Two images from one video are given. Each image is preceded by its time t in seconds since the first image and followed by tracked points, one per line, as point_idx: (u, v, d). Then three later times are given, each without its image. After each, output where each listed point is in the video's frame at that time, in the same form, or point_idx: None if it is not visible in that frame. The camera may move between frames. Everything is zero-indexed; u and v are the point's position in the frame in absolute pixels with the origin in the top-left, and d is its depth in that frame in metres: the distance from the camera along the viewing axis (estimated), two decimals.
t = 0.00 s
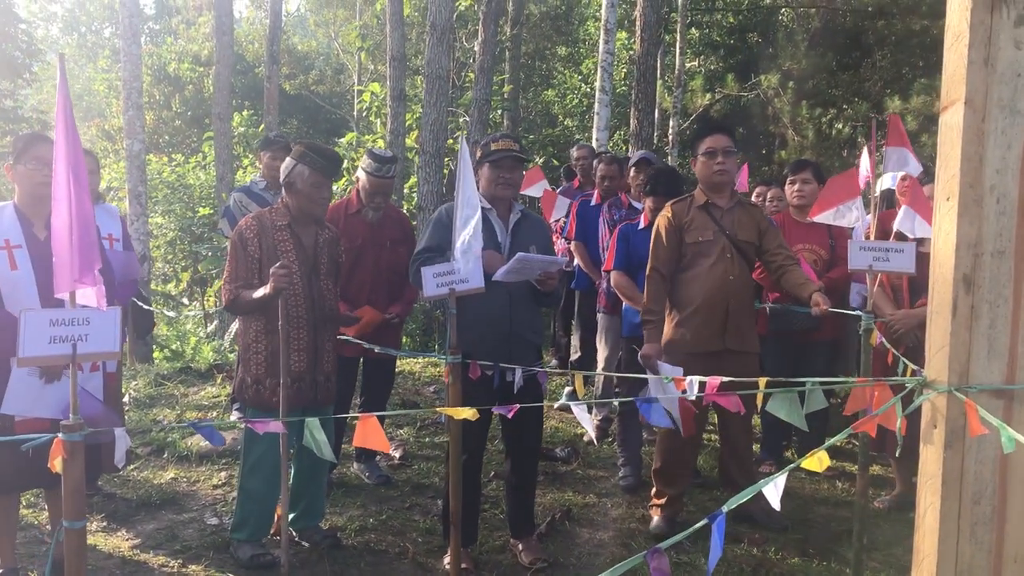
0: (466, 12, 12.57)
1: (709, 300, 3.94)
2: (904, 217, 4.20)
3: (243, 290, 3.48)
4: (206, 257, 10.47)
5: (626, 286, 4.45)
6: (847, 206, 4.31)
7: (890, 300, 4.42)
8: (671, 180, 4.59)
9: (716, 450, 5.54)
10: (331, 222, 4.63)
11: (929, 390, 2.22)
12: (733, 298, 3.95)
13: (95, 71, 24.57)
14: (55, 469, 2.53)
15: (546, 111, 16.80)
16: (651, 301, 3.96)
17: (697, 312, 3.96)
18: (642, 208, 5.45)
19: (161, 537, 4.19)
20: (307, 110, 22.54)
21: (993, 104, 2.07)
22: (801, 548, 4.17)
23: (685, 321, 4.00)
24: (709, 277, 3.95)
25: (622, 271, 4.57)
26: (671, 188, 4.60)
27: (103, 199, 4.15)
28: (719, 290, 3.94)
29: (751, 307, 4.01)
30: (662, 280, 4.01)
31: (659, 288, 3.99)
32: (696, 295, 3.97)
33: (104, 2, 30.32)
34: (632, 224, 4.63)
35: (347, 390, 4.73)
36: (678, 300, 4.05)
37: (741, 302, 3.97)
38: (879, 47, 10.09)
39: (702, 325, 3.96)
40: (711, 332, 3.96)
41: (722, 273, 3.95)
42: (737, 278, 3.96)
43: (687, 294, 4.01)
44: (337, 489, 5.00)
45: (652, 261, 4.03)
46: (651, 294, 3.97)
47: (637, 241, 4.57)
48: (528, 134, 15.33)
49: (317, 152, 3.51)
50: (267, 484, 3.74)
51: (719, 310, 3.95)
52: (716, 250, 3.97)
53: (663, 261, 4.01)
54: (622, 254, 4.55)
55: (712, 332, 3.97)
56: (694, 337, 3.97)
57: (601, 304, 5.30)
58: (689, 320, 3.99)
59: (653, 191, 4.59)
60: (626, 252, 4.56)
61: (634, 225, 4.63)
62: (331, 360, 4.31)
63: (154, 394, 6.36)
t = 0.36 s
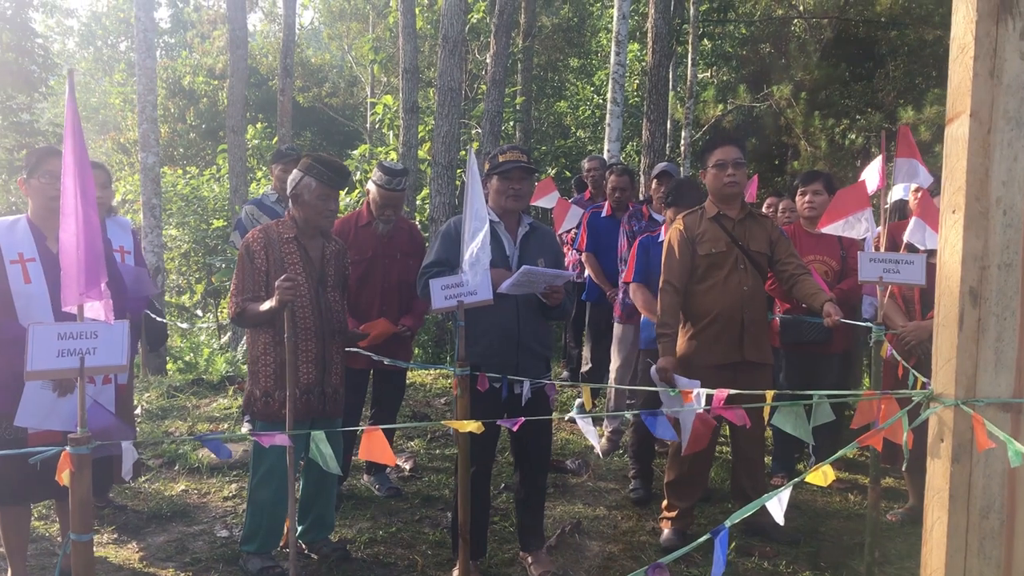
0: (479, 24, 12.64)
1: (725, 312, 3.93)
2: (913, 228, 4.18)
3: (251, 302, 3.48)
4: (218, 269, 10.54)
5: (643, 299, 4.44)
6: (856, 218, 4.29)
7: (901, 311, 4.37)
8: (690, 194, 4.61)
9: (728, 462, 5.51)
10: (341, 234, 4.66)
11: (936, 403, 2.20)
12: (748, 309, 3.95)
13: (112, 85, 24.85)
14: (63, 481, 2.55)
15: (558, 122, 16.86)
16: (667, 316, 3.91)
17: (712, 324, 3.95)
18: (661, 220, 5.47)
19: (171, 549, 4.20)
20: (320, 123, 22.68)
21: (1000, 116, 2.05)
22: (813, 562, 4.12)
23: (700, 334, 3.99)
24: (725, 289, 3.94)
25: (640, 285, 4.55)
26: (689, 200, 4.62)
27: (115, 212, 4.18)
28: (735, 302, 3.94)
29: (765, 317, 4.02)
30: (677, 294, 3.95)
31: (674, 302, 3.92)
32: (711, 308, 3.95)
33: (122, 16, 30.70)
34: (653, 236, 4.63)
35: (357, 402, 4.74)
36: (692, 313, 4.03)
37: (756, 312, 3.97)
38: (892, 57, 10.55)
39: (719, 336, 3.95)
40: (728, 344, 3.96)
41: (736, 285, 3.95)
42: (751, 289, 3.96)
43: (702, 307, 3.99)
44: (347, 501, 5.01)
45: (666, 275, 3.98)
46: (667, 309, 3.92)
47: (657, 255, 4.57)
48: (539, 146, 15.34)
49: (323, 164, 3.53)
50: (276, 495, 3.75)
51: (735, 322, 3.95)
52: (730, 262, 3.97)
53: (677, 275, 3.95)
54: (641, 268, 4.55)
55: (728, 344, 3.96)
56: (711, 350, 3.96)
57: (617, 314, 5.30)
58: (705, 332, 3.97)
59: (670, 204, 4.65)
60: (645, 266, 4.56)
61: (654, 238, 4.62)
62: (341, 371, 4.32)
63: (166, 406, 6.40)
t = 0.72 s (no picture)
0: (502, 32, 12.69)
1: (744, 320, 3.90)
2: (933, 236, 4.14)
3: (264, 310, 3.54)
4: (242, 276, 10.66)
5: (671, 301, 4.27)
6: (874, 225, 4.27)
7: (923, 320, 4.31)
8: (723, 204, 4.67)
9: (747, 471, 5.45)
10: (358, 241, 4.70)
11: (945, 412, 2.20)
12: (768, 317, 3.91)
13: (142, 95, 25.29)
14: (75, 486, 2.59)
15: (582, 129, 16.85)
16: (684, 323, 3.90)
17: (730, 332, 3.92)
18: (687, 228, 5.29)
19: (189, 554, 4.25)
20: (345, 130, 22.85)
21: (1009, 121, 2.08)
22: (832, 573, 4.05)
23: (719, 341, 3.96)
24: (744, 297, 3.91)
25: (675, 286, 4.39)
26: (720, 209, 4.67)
27: (136, 220, 4.25)
28: (754, 310, 3.90)
29: (786, 326, 3.97)
30: (695, 301, 3.94)
31: (692, 309, 3.93)
32: (730, 316, 3.92)
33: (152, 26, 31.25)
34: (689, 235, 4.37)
35: (374, 409, 4.76)
36: (711, 319, 4.00)
37: (776, 321, 3.93)
38: (919, 63, 10.65)
39: (737, 344, 3.92)
40: (747, 352, 3.92)
41: (756, 293, 3.90)
42: (772, 297, 3.92)
43: (721, 315, 3.96)
44: (364, 508, 5.03)
45: (685, 282, 3.96)
46: (685, 315, 3.91)
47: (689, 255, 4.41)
48: (562, 153, 15.35)
49: (335, 171, 3.58)
50: (291, 501, 3.77)
51: (754, 330, 3.91)
52: (750, 269, 3.92)
53: (696, 283, 3.94)
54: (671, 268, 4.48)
55: (747, 353, 3.93)
56: (728, 357, 3.94)
57: (636, 321, 5.29)
58: (724, 340, 3.95)
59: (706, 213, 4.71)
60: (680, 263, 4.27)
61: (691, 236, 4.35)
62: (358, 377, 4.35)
63: (188, 412, 6.49)
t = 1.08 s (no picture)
0: (518, 34, 12.69)
1: (753, 323, 3.86)
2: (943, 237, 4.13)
3: (270, 310, 3.57)
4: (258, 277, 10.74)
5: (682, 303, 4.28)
6: (885, 226, 4.28)
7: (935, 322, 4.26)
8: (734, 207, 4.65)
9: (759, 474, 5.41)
10: (368, 242, 4.72)
11: (946, 415, 2.33)
12: (777, 321, 3.87)
13: (163, 97, 25.55)
14: (79, 484, 2.63)
15: (599, 131, 16.80)
16: (694, 325, 3.87)
17: (739, 335, 3.89)
18: (690, 228, 5.21)
19: (199, 553, 4.28)
20: (363, 132, 22.93)
21: (1011, 121, 2.19)
22: None
23: (728, 344, 3.93)
24: (754, 300, 3.87)
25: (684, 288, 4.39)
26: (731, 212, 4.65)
27: (149, 221, 4.29)
28: (764, 313, 3.86)
29: (796, 329, 3.93)
30: (705, 303, 3.91)
31: (702, 311, 3.89)
32: (740, 318, 3.89)
33: (173, 29, 31.59)
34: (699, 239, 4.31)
35: (384, 411, 4.77)
36: (720, 322, 3.97)
37: (786, 324, 3.89)
38: (939, 65, 10.52)
39: (746, 347, 3.89)
40: (756, 356, 3.88)
41: (766, 296, 3.87)
42: (782, 300, 3.88)
43: (731, 317, 3.92)
44: (374, 508, 5.05)
45: (695, 284, 3.93)
46: (695, 317, 3.88)
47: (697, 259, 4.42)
48: (578, 155, 15.33)
49: (343, 171, 3.60)
50: (298, 499, 3.79)
51: (764, 333, 3.87)
52: (761, 271, 3.89)
53: (706, 284, 3.91)
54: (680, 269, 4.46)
55: (756, 356, 3.89)
56: (737, 361, 3.90)
57: (645, 324, 5.26)
58: (733, 342, 3.91)
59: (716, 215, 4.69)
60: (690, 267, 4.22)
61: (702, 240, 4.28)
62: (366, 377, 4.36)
63: (202, 412, 6.54)
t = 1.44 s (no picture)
0: (522, 33, 12.70)
1: (754, 323, 3.86)
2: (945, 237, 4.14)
3: (270, 309, 3.58)
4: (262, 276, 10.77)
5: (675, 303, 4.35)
6: (886, 226, 4.28)
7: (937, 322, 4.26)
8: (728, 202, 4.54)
9: (760, 474, 5.41)
10: (370, 241, 4.73)
11: (943, 415, 2.33)
12: (778, 321, 3.86)
13: (168, 96, 25.63)
14: (77, 483, 2.65)
15: (603, 130, 16.80)
16: (694, 324, 3.87)
17: (740, 335, 3.89)
18: (683, 227, 5.31)
19: (199, 552, 4.30)
20: (368, 131, 22.94)
21: (1008, 121, 2.19)
22: None
23: (729, 344, 3.93)
24: (755, 300, 3.87)
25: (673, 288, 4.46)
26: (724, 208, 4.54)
27: (151, 220, 4.30)
28: (765, 312, 3.85)
29: (797, 329, 3.92)
30: (706, 302, 3.90)
31: (702, 311, 3.88)
32: (740, 318, 3.88)
33: (179, 28, 31.67)
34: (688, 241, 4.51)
35: (384, 410, 4.78)
36: (721, 322, 3.96)
37: (787, 324, 3.88)
38: (944, 64, 10.46)
39: (746, 347, 3.88)
40: (757, 356, 3.88)
41: (766, 296, 3.86)
42: (783, 300, 3.87)
43: (732, 317, 3.92)
44: (375, 507, 5.06)
45: (695, 284, 3.93)
46: (696, 317, 3.88)
47: (689, 259, 4.46)
48: (582, 155, 15.33)
49: (344, 170, 3.60)
50: (299, 497, 3.79)
51: (764, 333, 3.87)
52: (762, 271, 3.88)
53: (707, 284, 3.91)
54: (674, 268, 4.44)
55: (756, 355, 3.88)
56: (738, 361, 3.90)
57: (644, 324, 5.25)
58: (733, 342, 3.91)
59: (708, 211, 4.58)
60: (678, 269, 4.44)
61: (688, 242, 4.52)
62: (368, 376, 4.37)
63: (204, 410, 6.57)
